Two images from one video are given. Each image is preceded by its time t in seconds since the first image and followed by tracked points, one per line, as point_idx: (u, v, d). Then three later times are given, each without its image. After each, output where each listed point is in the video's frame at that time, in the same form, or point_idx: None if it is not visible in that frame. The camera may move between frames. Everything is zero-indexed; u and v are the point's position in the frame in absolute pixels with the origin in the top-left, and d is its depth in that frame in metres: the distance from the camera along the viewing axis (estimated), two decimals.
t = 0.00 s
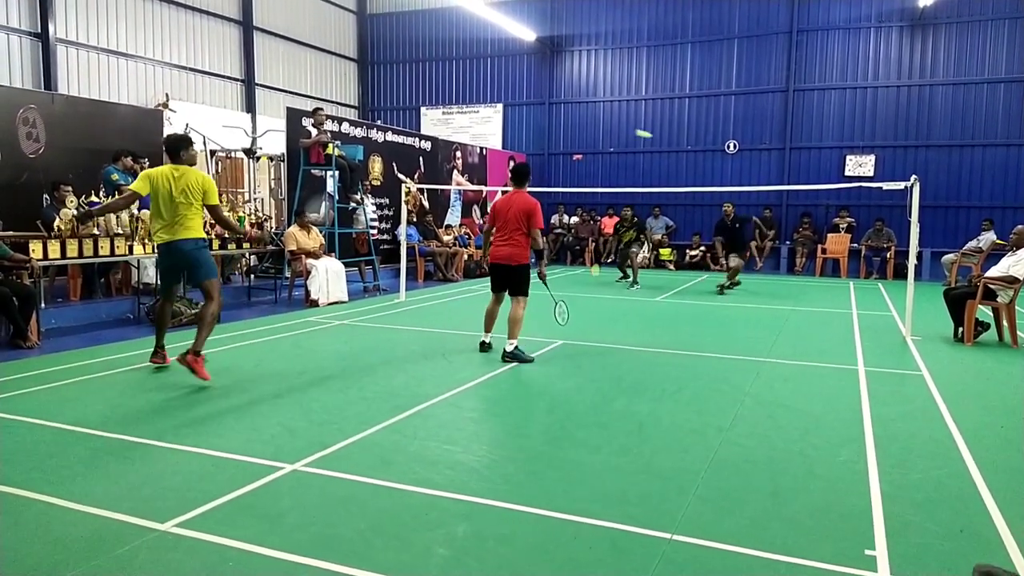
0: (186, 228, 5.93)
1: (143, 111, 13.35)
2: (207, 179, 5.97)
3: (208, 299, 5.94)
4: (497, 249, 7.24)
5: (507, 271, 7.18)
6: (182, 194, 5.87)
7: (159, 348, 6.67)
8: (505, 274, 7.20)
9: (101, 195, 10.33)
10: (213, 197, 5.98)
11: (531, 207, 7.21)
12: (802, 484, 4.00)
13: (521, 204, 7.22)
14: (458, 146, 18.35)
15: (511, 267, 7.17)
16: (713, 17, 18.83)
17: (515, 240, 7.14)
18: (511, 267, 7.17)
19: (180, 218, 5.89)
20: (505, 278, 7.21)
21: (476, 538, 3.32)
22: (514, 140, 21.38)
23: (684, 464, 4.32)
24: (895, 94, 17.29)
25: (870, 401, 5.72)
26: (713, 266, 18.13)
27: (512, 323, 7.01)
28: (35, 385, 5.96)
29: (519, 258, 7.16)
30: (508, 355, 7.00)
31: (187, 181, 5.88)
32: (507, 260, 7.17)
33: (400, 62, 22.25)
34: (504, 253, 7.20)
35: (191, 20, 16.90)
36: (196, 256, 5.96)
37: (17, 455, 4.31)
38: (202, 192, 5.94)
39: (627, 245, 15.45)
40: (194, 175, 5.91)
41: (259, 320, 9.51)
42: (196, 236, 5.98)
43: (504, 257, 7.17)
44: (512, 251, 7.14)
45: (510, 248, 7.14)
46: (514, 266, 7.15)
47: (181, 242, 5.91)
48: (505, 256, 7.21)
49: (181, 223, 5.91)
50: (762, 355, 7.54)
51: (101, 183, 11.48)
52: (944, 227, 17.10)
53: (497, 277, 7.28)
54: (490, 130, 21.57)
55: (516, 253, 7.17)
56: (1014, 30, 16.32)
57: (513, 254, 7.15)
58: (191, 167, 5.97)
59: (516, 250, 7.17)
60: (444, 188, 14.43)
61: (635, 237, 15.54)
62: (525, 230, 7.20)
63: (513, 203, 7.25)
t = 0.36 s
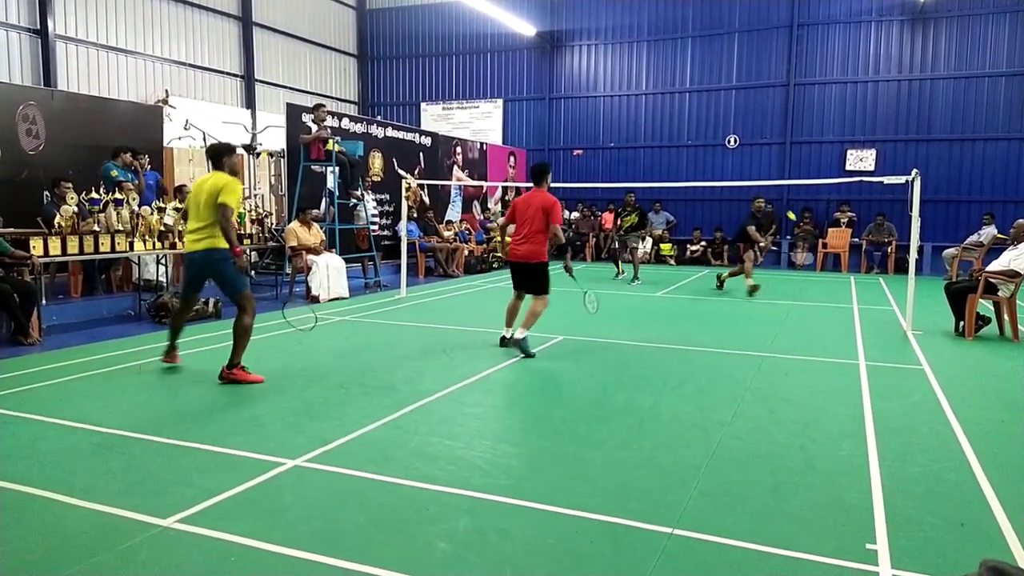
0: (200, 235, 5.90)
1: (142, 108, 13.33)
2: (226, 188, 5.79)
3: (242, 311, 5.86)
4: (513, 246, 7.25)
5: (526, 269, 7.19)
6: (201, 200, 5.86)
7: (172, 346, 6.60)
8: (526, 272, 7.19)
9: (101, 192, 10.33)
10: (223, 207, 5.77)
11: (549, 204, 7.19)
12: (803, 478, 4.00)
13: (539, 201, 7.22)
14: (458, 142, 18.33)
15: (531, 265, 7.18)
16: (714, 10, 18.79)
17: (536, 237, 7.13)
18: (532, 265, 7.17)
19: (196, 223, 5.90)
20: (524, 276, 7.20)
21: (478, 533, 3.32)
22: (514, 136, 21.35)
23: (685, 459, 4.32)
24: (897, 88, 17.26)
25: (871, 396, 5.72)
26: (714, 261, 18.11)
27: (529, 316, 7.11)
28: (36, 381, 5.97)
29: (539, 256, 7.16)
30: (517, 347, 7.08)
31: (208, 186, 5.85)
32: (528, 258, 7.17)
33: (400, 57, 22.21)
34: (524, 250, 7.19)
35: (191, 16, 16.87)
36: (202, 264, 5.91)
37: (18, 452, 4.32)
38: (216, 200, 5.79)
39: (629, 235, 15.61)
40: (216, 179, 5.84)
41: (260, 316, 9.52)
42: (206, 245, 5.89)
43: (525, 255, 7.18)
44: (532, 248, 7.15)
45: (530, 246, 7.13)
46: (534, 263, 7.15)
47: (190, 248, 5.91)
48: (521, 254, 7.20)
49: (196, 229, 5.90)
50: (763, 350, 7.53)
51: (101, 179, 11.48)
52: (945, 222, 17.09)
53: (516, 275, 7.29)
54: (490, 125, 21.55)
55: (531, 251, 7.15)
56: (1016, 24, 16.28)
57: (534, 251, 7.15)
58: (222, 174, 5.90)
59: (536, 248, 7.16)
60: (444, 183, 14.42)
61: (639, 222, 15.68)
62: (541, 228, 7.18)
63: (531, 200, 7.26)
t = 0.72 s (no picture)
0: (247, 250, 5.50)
1: (142, 105, 13.32)
2: (264, 200, 5.30)
3: (311, 315, 5.42)
4: (548, 261, 7.44)
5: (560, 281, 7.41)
6: (245, 216, 5.41)
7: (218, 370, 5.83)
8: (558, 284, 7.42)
9: (101, 189, 10.33)
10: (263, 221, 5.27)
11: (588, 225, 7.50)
12: (803, 478, 4.01)
13: (575, 223, 7.56)
14: (458, 140, 18.33)
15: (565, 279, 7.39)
16: (714, 10, 18.78)
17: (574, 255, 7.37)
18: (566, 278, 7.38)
19: (243, 237, 5.50)
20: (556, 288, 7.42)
21: (478, 532, 3.32)
22: (514, 135, 21.35)
23: (685, 458, 4.32)
24: (897, 88, 17.26)
25: (871, 396, 5.72)
26: (714, 261, 18.11)
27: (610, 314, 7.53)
28: (36, 379, 5.97)
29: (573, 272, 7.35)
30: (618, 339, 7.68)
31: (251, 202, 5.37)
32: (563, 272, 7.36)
33: (400, 56, 22.20)
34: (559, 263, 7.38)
35: (191, 14, 16.86)
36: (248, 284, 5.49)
37: (18, 450, 4.32)
38: (254, 215, 5.30)
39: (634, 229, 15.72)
40: (258, 194, 5.33)
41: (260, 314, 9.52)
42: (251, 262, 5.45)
43: (561, 268, 7.37)
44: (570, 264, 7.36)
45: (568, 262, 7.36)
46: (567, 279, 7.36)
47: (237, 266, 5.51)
48: (557, 267, 7.39)
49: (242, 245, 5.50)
50: (763, 349, 7.54)
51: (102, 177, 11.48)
52: (945, 222, 17.09)
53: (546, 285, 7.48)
54: (491, 124, 21.55)
55: (568, 265, 7.35)
56: (1017, 24, 16.29)
57: (571, 266, 7.36)
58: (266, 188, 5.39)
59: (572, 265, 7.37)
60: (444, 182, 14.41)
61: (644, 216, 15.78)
62: (578, 244, 7.43)
63: (565, 224, 7.62)
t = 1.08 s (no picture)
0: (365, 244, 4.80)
1: (139, 109, 13.30)
2: (374, 182, 4.65)
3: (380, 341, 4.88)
4: (562, 257, 7.51)
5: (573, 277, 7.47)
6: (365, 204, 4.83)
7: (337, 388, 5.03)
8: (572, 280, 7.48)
9: (97, 193, 10.30)
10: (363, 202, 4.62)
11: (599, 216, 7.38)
12: (800, 483, 4.01)
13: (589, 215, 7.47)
14: (455, 145, 18.34)
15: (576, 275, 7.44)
16: (711, 15, 18.83)
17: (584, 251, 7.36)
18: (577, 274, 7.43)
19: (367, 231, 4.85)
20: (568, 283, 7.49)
21: (475, 538, 3.31)
22: (511, 139, 21.37)
23: (682, 463, 4.32)
24: (893, 93, 17.32)
25: (868, 401, 5.73)
26: (711, 265, 18.13)
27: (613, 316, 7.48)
28: (32, 384, 5.95)
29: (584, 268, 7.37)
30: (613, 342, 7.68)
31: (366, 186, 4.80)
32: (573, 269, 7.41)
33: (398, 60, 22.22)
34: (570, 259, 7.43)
35: (188, 18, 16.85)
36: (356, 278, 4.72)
37: (14, 454, 4.31)
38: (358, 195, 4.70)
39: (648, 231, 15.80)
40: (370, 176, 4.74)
41: (257, 318, 9.51)
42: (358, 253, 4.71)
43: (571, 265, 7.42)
44: (580, 260, 7.38)
45: (578, 258, 7.37)
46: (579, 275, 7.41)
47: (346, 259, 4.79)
48: (569, 263, 7.44)
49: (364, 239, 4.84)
50: (760, 354, 7.55)
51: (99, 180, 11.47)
52: (941, 227, 17.13)
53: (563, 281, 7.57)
54: (488, 128, 21.56)
55: (578, 261, 7.37)
56: (1012, 30, 16.36)
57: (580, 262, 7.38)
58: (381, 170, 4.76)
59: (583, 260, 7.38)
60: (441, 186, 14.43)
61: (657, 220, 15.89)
62: (588, 238, 7.37)
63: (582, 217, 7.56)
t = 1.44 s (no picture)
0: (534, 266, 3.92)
1: (139, 114, 13.32)
2: (542, 197, 3.79)
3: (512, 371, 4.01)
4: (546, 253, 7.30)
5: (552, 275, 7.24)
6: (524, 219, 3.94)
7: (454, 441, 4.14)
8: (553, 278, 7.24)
9: (98, 198, 10.31)
10: (540, 225, 3.77)
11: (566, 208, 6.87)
12: (802, 488, 3.99)
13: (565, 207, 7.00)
14: (455, 149, 18.36)
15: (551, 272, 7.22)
16: (711, 19, 18.87)
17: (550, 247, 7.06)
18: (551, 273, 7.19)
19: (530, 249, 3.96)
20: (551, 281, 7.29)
21: (475, 543, 3.30)
22: (512, 144, 21.39)
23: (683, 467, 4.31)
24: (893, 97, 17.34)
25: (869, 405, 5.71)
26: (711, 269, 18.12)
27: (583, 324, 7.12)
28: (33, 388, 5.95)
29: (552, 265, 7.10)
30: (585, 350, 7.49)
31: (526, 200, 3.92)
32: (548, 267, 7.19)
33: (398, 65, 22.27)
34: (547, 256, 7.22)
35: (189, 24, 16.90)
36: (530, 307, 3.88)
37: (14, 459, 4.30)
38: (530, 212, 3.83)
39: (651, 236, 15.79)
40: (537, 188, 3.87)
41: (257, 323, 9.51)
42: (536, 281, 3.85)
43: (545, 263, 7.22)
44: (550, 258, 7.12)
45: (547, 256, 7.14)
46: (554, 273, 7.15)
47: (519, 288, 3.94)
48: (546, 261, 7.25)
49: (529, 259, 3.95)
50: (761, 358, 7.53)
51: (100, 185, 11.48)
52: (942, 231, 17.11)
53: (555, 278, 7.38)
54: (489, 132, 21.57)
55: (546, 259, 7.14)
56: (1011, 34, 16.39)
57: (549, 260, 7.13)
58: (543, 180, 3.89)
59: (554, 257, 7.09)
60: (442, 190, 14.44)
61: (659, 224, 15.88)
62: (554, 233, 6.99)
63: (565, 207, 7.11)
